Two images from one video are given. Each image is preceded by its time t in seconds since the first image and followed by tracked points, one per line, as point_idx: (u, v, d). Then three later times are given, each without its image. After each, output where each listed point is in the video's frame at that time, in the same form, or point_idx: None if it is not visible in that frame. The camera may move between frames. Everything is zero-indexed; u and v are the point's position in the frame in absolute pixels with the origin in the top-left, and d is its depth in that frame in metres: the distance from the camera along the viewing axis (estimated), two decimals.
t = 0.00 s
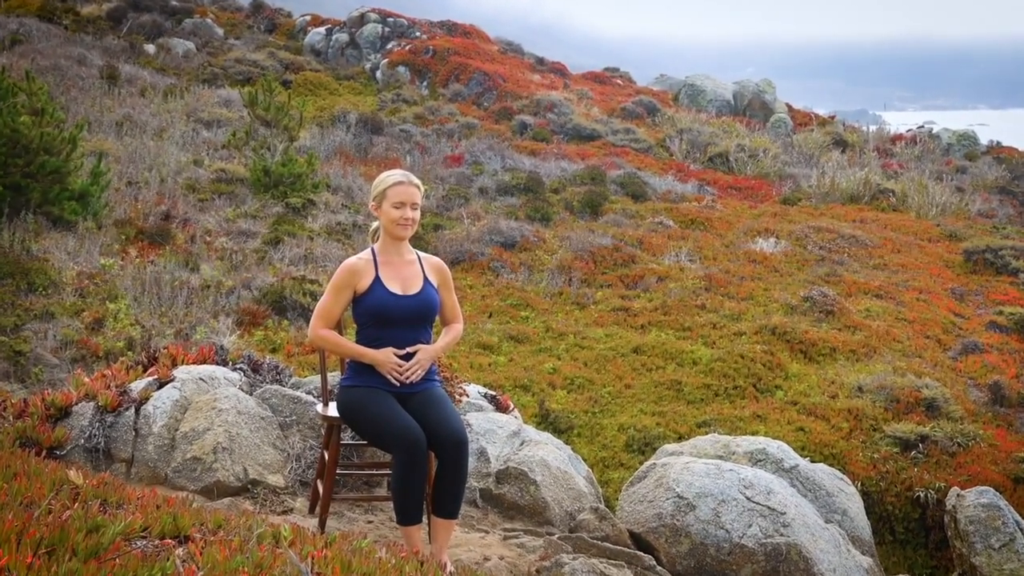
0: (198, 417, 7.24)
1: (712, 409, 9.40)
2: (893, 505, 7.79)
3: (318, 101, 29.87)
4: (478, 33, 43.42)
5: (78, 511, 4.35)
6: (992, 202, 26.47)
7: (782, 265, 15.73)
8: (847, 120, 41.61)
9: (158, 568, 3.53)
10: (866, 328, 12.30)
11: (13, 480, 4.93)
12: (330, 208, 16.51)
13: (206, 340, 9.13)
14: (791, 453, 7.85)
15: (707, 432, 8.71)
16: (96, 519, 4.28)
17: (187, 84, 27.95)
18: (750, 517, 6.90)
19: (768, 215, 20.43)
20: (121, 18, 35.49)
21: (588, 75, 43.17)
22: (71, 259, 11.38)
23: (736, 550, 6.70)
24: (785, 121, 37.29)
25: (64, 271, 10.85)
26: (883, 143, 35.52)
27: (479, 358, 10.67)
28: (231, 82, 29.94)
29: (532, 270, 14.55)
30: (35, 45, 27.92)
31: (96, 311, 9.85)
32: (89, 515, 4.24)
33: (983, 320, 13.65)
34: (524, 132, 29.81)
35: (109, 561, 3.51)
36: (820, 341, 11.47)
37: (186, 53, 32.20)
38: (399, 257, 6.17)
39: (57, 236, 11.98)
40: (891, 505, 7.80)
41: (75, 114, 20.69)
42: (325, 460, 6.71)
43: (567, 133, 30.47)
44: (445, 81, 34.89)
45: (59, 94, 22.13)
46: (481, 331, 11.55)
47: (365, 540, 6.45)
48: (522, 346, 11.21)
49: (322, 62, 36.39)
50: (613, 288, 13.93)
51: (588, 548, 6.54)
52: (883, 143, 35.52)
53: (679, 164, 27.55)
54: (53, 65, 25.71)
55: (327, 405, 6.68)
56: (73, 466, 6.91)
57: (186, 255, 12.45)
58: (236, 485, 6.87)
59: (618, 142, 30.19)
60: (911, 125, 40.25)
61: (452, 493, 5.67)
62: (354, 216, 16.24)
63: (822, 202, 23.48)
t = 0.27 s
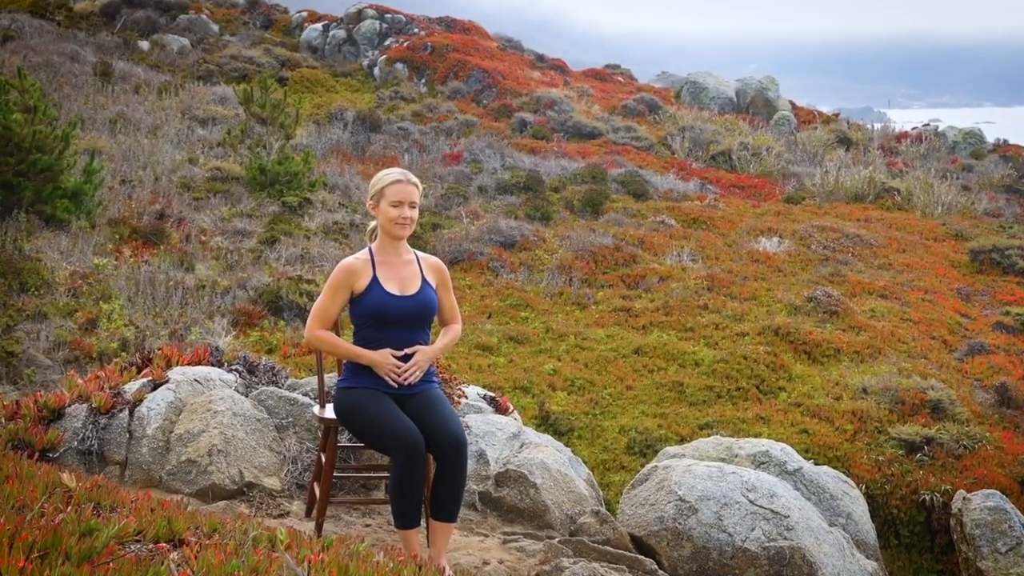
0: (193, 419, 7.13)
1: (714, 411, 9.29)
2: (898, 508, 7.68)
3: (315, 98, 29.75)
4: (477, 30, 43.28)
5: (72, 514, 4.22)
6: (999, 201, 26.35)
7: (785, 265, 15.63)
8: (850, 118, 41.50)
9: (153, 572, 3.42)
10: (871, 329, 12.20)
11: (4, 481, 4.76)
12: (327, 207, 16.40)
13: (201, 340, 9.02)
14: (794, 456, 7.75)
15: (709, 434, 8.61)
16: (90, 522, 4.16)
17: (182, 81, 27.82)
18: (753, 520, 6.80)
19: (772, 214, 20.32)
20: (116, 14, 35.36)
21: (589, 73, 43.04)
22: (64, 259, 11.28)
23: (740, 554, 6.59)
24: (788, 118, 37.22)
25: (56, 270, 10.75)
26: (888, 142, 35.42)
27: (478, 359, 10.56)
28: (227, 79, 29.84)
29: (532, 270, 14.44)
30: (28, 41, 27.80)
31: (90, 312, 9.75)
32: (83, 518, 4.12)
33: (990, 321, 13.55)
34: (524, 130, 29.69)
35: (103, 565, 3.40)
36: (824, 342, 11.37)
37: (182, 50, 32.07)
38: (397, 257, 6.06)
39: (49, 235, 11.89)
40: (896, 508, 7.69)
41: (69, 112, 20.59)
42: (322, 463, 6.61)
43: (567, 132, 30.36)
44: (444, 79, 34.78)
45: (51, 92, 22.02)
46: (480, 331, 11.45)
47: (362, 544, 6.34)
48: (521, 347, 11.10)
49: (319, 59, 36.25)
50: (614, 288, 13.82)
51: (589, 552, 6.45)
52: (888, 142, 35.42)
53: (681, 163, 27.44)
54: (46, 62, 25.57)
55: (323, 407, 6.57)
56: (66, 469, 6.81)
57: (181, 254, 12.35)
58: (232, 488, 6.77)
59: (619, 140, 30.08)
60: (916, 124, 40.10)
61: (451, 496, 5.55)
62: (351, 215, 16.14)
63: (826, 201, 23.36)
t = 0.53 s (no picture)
0: (187, 421, 7.04)
1: (716, 413, 9.21)
2: (902, 511, 7.59)
3: (312, 96, 29.66)
4: (476, 27, 43.16)
5: (67, 516, 4.10)
6: (1004, 199, 26.25)
7: (788, 264, 15.55)
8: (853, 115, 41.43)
9: None
10: (875, 329, 12.11)
11: None
12: (324, 206, 16.31)
13: (196, 341, 8.94)
14: (797, 458, 7.66)
15: (711, 436, 8.52)
16: (84, 524, 4.03)
17: (178, 78, 27.73)
18: (756, 523, 6.70)
19: (774, 213, 20.22)
20: (110, 11, 35.24)
21: (589, 70, 42.92)
22: (57, 259, 11.20)
23: (742, 558, 6.50)
24: (791, 116, 37.21)
25: (50, 270, 10.67)
26: (892, 140, 35.33)
27: (477, 360, 10.47)
28: (222, 76, 29.78)
29: (532, 270, 14.36)
30: (21, 38, 27.71)
31: (83, 312, 9.67)
32: (77, 521, 3.99)
33: (995, 321, 13.47)
34: (524, 128, 29.60)
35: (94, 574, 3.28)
36: (826, 343, 11.29)
37: (177, 47, 31.97)
38: (394, 257, 5.96)
39: (43, 234, 11.81)
40: (900, 511, 7.59)
41: (62, 110, 20.51)
42: (319, 465, 6.51)
43: (567, 130, 30.28)
44: (443, 76, 34.72)
45: (44, 89, 21.90)
46: (479, 332, 11.37)
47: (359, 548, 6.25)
48: (520, 348, 11.01)
49: (316, 56, 36.16)
50: (615, 288, 13.73)
51: (589, 556, 6.36)
52: (892, 140, 35.34)
53: (681, 161, 27.35)
54: (39, 58, 25.42)
55: (320, 409, 6.47)
56: (59, 472, 6.71)
57: (176, 254, 12.26)
58: (227, 490, 6.67)
59: (619, 138, 30.00)
60: (920, 122, 39.99)
61: (449, 498, 5.45)
62: (348, 214, 16.05)
63: (829, 200, 23.27)
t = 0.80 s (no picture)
0: (183, 422, 6.96)
1: (717, 414, 9.13)
2: (906, 514, 7.50)
3: (309, 94, 29.58)
4: (475, 24, 43.05)
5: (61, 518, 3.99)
6: (1009, 198, 26.16)
7: (790, 264, 15.46)
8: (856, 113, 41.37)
9: None
10: (878, 330, 12.04)
11: None
12: (321, 205, 16.23)
13: (192, 342, 8.86)
14: (799, 460, 7.57)
15: (712, 437, 8.44)
16: (77, 527, 3.93)
17: (173, 76, 27.64)
18: (758, 526, 6.61)
19: (777, 213, 20.12)
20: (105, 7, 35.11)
21: (589, 68, 42.81)
22: (51, 258, 11.13)
23: (744, 561, 6.42)
24: (793, 115, 37.23)
25: (43, 270, 10.59)
26: (896, 138, 35.28)
27: (475, 361, 10.39)
28: (218, 73, 29.72)
29: (531, 270, 14.28)
30: (14, 35, 27.62)
31: (77, 312, 9.60)
32: (71, 524, 3.88)
33: (1000, 321, 13.40)
34: (523, 126, 29.51)
35: None
36: (829, 343, 11.21)
37: (173, 44, 31.87)
38: (392, 257, 5.87)
39: (36, 234, 11.73)
40: (904, 513, 7.51)
41: (55, 108, 20.43)
42: (315, 467, 6.43)
43: (567, 128, 30.19)
44: (441, 74, 34.66)
45: (38, 87, 21.80)
46: (478, 332, 11.29)
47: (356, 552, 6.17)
48: (520, 349, 10.93)
49: (313, 54, 36.05)
50: (615, 288, 13.65)
51: (590, 560, 6.28)
52: (896, 138, 35.28)
53: (682, 160, 27.27)
54: (33, 55, 25.28)
55: (317, 411, 6.39)
56: (52, 474, 6.63)
57: (172, 254, 12.19)
58: (223, 492, 6.60)
59: (620, 136, 29.92)
60: (924, 120, 39.90)
61: (447, 501, 5.37)
62: (346, 213, 15.97)
63: (832, 199, 23.17)
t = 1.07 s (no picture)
0: (179, 424, 6.88)
1: (719, 416, 9.06)
2: (910, 516, 7.42)
3: (306, 92, 29.48)
4: (473, 21, 42.93)
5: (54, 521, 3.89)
6: (1013, 197, 26.10)
7: (792, 264, 15.39)
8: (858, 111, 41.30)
9: None
10: (881, 330, 11.98)
11: None
12: (318, 204, 16.15)
13: (187, 343, 8.78)
14: (801, 462, 7.50)
15: (714, 439, 8.37)
16: (70, 529, 3.82)
17: (168, 74, 27.55)
18: (760, 529, 6.54)
19: (779, 212, 20.04)
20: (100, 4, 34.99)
21: (588, 65, 42.70)
22: (45, 258, 11.05)
23: (746, 564, 6.34)
24: (795, 112, 37.18)
25: (37, 270, 10.51)
26: (899, 136, 35.25)
27: (474, 361, 10.32)
28: (213, 71, 29.63)
29: (530, 270, 14.21)
30: (8, 32, 27.51)
31: (72, 313, 9.52)
32: (65, 526, 3.78)
33: (1004, 321, 13.35)
34: (523, 124, 29.43)
35: None
36: (831, 344, 11.13)
37: (168, 42, 31.76)
38: (390, 256, 5.79)
39: (30, 233, 11.66)
40: (907, 516, 7.43)
41: (49, 106, 20.34)
42: (312, 469, 6.36)
43: (567, 126, 30.11)
44: (439, 72, 34.57)
45: (31, 84, 21.70)
46: (477, 333, 11.22)
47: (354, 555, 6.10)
48: (519, 350, 10.86)
49: (310, 51, 35.93)
50: (615, 288, 13.57)
51: (590, 563, 6.20)
52: (899, 136, 35.26)
53: (683, 158, 27.19)
54: (27, 52, 25.15)
55: (314, 412, 6.31)
56: (47, 476, 6.56)
57: (167, 253, 12.11)
58: (219, 495, 6.52)
59: (620, 135, 29.84)
60: (927, 118, 39.84)
61: (446, 504, 5.30)
62: (343, 212, 15.89)
63: (834, 198, 23.10)
